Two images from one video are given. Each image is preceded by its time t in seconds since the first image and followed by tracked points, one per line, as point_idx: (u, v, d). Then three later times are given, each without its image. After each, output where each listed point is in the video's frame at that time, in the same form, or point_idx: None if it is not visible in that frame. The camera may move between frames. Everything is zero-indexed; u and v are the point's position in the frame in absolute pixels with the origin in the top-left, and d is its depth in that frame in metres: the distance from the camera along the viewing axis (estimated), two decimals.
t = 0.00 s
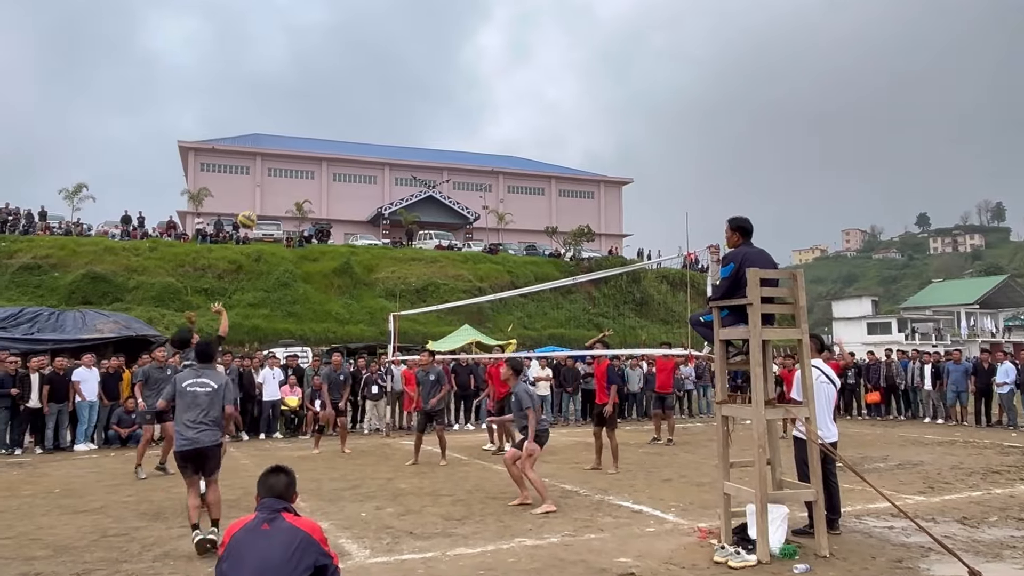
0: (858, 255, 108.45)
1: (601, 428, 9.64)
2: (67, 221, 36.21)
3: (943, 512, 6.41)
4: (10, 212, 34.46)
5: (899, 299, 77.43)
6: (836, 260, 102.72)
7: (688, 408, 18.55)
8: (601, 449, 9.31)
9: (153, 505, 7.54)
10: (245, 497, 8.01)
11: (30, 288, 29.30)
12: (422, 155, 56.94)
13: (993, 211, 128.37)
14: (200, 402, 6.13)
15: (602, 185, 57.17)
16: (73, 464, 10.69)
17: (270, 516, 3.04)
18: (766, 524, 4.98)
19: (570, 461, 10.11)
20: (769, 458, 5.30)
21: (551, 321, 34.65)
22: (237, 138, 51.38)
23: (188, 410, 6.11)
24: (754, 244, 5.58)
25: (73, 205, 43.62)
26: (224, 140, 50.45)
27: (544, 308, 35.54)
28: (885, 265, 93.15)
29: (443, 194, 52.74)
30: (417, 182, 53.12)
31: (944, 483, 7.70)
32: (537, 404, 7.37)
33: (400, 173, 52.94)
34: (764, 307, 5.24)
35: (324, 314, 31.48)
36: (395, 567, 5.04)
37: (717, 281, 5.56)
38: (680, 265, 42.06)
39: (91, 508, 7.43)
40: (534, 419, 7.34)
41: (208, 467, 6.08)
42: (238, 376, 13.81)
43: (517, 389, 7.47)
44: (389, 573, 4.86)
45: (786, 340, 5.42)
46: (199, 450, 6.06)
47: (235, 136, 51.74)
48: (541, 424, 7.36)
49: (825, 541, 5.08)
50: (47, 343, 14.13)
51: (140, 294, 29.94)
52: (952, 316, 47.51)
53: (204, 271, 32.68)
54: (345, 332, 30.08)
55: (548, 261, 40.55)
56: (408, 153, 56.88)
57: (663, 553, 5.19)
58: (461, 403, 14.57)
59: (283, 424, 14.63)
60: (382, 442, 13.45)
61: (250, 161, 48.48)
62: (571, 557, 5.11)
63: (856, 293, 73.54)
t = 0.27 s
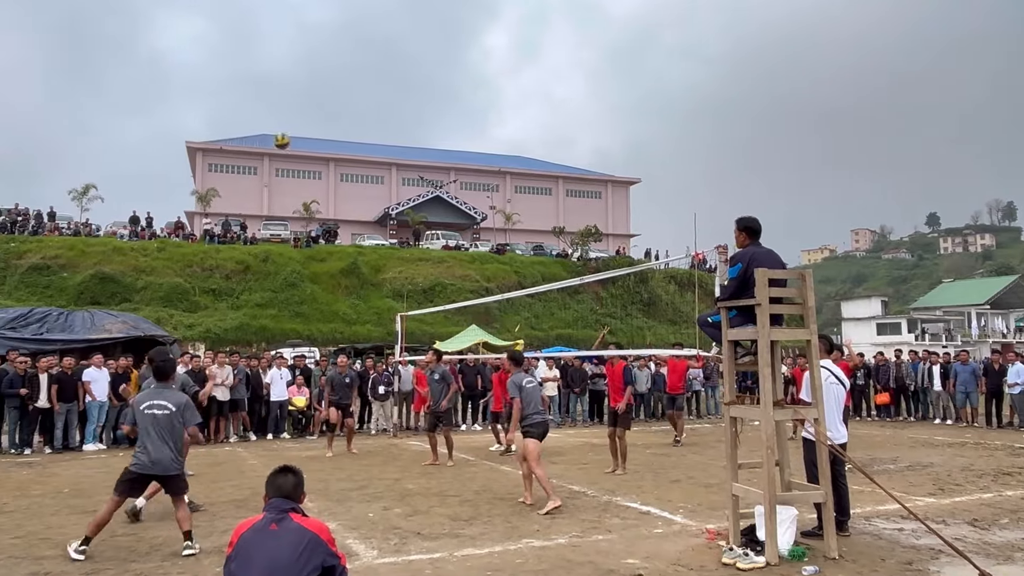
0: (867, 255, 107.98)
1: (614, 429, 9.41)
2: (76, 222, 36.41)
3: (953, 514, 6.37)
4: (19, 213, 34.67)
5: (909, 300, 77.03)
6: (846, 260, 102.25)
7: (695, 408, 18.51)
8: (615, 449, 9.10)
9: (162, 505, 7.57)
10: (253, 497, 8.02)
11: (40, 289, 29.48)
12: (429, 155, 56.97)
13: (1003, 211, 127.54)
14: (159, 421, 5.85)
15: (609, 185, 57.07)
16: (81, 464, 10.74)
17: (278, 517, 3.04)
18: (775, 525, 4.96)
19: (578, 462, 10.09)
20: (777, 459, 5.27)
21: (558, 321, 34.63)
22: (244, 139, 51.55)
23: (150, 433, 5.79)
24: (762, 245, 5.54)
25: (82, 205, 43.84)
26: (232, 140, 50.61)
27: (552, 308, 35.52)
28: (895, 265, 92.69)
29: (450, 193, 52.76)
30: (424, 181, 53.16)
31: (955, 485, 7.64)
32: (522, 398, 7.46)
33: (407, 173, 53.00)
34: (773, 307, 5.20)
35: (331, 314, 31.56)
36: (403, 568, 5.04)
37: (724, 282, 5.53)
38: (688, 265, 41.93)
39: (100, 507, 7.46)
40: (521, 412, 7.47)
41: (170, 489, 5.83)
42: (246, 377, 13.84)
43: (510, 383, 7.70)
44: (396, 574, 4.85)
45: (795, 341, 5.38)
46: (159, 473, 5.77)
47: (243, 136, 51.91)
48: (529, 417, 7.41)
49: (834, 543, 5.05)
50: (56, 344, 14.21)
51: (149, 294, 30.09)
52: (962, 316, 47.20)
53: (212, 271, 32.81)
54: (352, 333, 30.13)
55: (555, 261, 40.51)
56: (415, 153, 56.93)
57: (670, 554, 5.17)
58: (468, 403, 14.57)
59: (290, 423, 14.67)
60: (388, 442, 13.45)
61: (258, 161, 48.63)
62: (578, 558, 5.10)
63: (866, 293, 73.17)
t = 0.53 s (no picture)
0: (875, 255, 107.49)
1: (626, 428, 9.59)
2: (83, 222, 36.56)
3: (962, 514, 6.34)
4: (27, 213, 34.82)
5: (918, 300, 76.65)
6: (853, 260, 101.85)
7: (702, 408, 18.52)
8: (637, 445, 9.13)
9: (169, 504, 7.58)
10: (259, 496, 8.03)
11: (48, 289, 29.63)
12: (435, 155, 57.01)
13: (1013, 211, 126.80)
14: (113, 416, 5.97)
15: (615, 185, 57.00)
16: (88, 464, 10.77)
17: (285, 516, 3.04)
18: (782, 526, 4.95)
19: (585, 462, 10.07)
20: (784, 459, 5.25)
21: (564, 321, 34.59)
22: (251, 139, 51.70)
23: (104, 426, 5.94)
24: (770, 244, 5.52)
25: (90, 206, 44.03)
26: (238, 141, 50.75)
27: (557, 308, 35.49)
28: (904, 265, 92.24)
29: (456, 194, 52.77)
30: (430, 182, 53.21)
31: (963, 485, 7.60)
32: (518, 391, 7.69)
33: (413, 174, 53.07)
34: (780, 307, 5.19)
35: (337, 314, 31.60)
36: (409, 566, 5.04)
37: (731, 281, 5.52)
38: (694, 265, 41.81)
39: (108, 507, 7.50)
40: (515, 404, 7.71)
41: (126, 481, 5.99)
42: (252, 377, 13.86)
43: (508, 371, 7.87)
44: (403, 573, 4.85)
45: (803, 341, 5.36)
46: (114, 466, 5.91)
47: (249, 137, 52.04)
48: (521, 411, 7.69)
49: (841, 543, 5.04)
50: (64, 343, 14.29)
51: (156, 294, 30.20)
52: (971, 316, 46.94)
53: (219, 271, 32.89)
54: (359, 333, 30.15)
55: (561, 261, 40.46)
56: (421, 153, 56.97)
57: (676, 554, 5.15)
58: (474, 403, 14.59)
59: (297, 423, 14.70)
60: (394, 442, 13.47)
61: (264, 162, 48.76)
62: (585, 558, 5.09)
63: (875, 293, 72.83)
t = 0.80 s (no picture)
0: (882, 254, 107.19)
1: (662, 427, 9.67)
2: (90, 222, 36.69)
3: (969, 514, 6.31)
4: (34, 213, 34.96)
5: (924, 299, 76.38)
6: (860, 259, 101.50)
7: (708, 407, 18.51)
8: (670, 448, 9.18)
9: (176, 503, 7.61)
10: (265, 495, 8.04)
11: (55, 288, 29.76)
12: (440, 154, 57.03)
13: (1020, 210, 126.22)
14: (102, 411, 6.00)
15: (620, 184, 56.93)
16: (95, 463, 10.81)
17: (290, 515, 3.05)
18: (788, 526, 4.93)
19: (590, 461, 10.07)
20: (790, 458, 5.24)
21: (569, 321, 34.57)
22: (256, 139, 51.80)
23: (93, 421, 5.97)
24: (776, 243, 5.51)
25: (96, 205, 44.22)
26: (244, 140, 50.86)
27: (562, 307, 35.48)
28: (910, 264, 91.90)
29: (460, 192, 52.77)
30: (435, 181, 53.24)
31: (970, 485, 7.58)
32: (512, 391, 8.04)
33: (418, 173, 53.09)
34: (786, 306, 5.18)
35: (343, 313, 31.66)
36: (415, 566, 5.05)
37: (737, 281, 5.51)
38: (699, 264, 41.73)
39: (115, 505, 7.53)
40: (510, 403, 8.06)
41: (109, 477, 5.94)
42: (258, 375, 13.89)
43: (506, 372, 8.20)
44: (409, 572, 4.85)
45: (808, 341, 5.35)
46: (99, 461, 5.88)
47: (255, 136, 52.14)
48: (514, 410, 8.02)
49: (847, 543, 5.02)
50: (70, 343, 14.35)
51: (162, 294, 30.30)
52: (979, 316, 46.70)
53: (225, 271, 32.98)
54: (364, 332, 30.18)
55: (566, 260, 40.42)
56: (426, 152, 57.00)
57: (682, 553, 5.15)
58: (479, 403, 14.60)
59: (303, 422, 14.74)
60: (400, 441, 13.49)
61: (270, 161, 48.85)
62: (590, 557, 5.09)
63: (881, 292, 72.58)
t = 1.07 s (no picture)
0: (887, 253, 106.91)
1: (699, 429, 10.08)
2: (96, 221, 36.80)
3: (973, 514, 6.30)
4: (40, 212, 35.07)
5: (929, 298, 76.18)
6: (864, 258, 101.25)
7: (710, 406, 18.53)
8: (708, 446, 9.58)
9: (181, 501, 7.64)
10: (270, 493, 8.06)
11: (62, 287, 29.85)
12: (444, 153, 57.05)
13: None
14: (102, 407, 6.04)
15: (624, 182, 56.89)
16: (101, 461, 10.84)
17: (295, 513, 3.06)
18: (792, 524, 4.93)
19: (594, 460, 10.07)
20: (794, 457, 5.24)
21: (573, 320, 34.56)
22: (261, 138, 51.88)
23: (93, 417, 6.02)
24: (780, 242, 5.52)
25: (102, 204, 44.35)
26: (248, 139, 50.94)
27: (567, 306, 35.49)
28: (915, 263, 91.67)
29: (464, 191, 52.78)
30: (439, 180, 53.26)
31: (974, 484, 7.56)
32: (500, 387, 8.53)
33: (422, 172, 53.12)
34: (791, 305, 5.18)
35: (347, 312, 31.71)
36: (419, 564, 5.06)
37: (740, 280, 5.51)
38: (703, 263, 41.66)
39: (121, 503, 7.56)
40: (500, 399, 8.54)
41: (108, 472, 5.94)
42: (263, 374, 13.92)
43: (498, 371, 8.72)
44: (413, 570, 4.86)
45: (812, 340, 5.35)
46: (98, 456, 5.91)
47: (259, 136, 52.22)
48: (503, 405, 8.47)
49: (852, 542, 5.02)
50: (76, 341, 14.40)
51: (167, 292, 30.37)
52: (984, 314, 46.56)
53: (230, 269, 33.04)
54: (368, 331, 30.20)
55: (570, 259, 40.38)
56: (430, 151, 57.02)
57: (686, 552, 5.15)
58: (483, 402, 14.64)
59: (308, 421, 14.78)
60: (404, 440, 13.50)
61: (274, 160, 48.92)
62: (593, 555, 5.10)
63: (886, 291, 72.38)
